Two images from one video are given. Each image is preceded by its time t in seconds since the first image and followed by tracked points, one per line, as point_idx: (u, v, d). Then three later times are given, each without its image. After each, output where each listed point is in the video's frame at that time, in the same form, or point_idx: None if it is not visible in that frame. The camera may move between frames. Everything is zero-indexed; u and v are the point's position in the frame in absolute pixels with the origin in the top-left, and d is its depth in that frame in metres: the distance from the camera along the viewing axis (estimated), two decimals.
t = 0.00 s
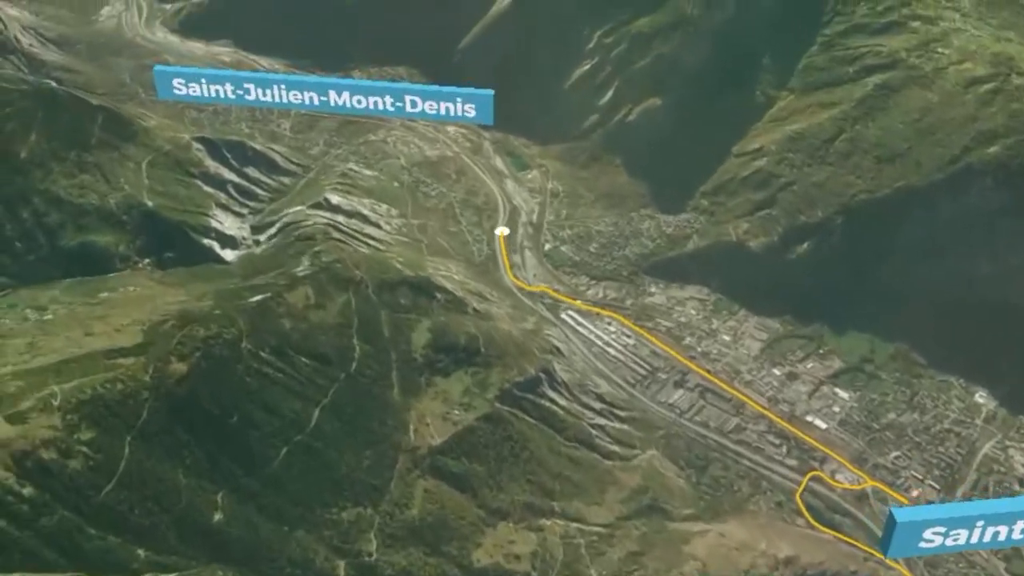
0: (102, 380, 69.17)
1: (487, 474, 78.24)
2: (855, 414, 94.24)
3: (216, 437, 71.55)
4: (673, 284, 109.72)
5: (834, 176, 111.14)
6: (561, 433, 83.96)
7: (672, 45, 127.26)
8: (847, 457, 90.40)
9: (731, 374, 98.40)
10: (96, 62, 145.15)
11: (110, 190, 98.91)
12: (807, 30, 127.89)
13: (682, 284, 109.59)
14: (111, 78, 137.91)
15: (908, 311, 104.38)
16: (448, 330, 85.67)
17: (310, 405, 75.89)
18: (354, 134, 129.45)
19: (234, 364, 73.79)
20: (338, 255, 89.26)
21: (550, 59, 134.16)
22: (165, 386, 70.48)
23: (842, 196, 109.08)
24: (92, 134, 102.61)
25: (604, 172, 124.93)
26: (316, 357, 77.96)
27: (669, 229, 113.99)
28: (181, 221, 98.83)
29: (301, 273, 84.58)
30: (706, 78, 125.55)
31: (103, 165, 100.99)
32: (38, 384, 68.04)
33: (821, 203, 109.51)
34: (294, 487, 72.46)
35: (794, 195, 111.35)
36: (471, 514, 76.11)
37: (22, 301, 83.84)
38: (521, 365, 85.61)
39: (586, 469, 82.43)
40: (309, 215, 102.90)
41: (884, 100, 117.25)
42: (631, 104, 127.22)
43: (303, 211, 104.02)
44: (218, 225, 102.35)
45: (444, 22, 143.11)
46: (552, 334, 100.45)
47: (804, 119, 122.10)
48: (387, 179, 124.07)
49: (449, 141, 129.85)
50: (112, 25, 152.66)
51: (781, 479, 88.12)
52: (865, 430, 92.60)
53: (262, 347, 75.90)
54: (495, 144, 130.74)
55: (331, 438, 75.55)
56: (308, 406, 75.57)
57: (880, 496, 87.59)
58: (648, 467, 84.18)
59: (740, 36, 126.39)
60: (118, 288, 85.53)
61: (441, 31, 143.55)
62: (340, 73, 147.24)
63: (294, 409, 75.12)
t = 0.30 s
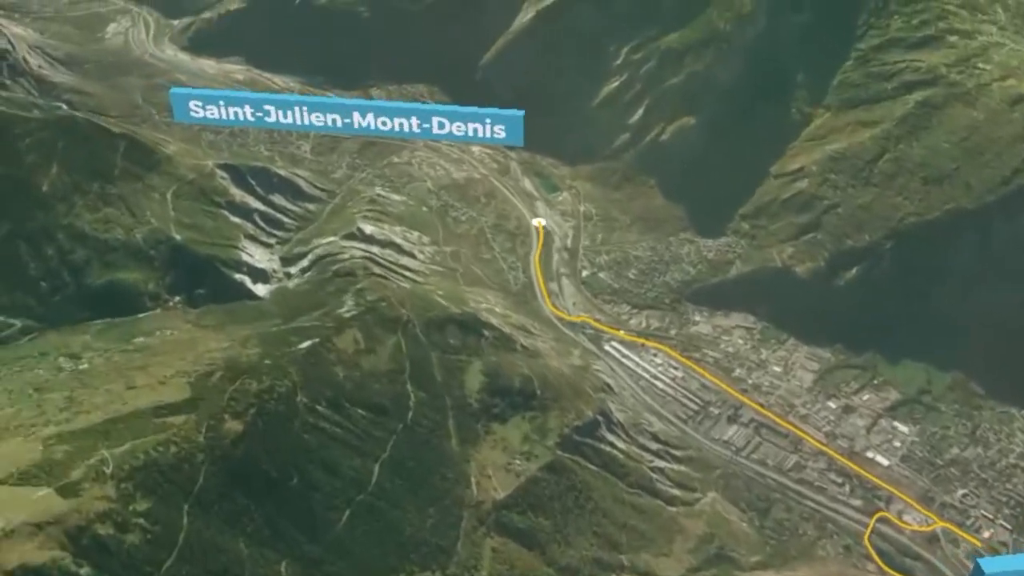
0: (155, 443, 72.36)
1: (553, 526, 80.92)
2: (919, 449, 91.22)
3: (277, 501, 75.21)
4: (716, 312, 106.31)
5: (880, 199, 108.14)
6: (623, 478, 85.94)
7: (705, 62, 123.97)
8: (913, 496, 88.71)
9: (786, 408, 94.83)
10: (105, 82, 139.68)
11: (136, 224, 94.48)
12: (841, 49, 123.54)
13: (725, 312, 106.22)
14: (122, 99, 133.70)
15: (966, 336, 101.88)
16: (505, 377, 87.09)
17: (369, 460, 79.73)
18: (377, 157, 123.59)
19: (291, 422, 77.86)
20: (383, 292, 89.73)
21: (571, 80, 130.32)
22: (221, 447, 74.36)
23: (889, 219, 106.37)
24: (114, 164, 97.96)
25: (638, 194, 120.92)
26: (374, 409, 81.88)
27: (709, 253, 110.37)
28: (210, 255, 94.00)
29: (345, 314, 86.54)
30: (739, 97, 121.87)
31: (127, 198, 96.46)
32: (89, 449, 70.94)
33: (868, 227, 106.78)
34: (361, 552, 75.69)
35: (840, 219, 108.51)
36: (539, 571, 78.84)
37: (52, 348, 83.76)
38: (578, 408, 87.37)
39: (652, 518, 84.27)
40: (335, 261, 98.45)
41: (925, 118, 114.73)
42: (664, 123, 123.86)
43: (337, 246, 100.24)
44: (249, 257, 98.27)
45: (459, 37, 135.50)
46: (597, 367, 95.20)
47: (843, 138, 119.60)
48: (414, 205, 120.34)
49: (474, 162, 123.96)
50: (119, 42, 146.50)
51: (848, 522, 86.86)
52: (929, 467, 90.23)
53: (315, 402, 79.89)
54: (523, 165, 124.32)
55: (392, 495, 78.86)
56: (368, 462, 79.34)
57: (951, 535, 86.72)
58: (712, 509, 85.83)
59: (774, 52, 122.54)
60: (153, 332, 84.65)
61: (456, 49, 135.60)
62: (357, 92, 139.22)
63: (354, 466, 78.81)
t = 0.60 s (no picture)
0: (208, 498, 62.23)
1: None
2: (973, 476, 90.43)
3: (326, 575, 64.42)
4: (756, 334, 103.41)
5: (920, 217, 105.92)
6: (681, 518, 79.68)
7: (735, 75, 121.35)
8: (971, 527, 87.27)
9: (834, 435, 92.64)
10: (115, 99, 135.32)
11: (162, 252, 91.51)
12: (866, 61, 121.94)
13: (766, 334, 103.34)
14: (134, 117, 130.03)
15: (1010, 357, 99.24)
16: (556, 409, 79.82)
17: (426, 507, 70.46)
18: (397, 174, 121.36)
19: (346, 471, 67.75)
20: (425, 323, 82.11)
21: (596, 92, 127.44)
22: (280, 501, 64.16)
23: (931, 238, 103.99)
24: (137, 189, 94.84)
25: (668, 213, 118.65)
26: (428, 453, 72.43)
27: (746, 273, 108.20)
28: (239, 283, 91.54)
29: (390, 348, 78.01)
30: (769, 110, 119.10)
31: (153, 225, 93.32)
32: (139, 506, 60.79)
33: (910, 246, 104.37)
34: None
35: (880, 237, 106.06)
36: None
37: (84, 388, 75.25)
38: (630, 443, 80.28)
39: (712, 557, 78.14)
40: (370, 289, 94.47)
41: (963, 132, 112.70)
42: (693, 137, 121.21)
43: (371, 272, 97.00)
44: (280, 285, 95.73)
45: (472, 49, 135.86)
46: (640, 396, 93.21)
47: (877, 153, 116.48)
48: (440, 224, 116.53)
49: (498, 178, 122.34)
50: (127, 57, 145.71)
51: (909, 554, 84.84)
52: (986, 494, 89.26)
53: (372, 447, 69.94)
54: (547, 181, 122.69)
55: (452, 544, 69.74)
56: (426, 510, 70.10)
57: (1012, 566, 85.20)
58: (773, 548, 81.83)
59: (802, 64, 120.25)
60: (190, 371, 77.70)
61: (468, 59, 136.45)
62: (373, 108, 138.70)
63: (412, 515, 69.43)
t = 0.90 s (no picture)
0: (291, 567, 59.03)
1: None
2: None
3: None
4: (812, 360, 101.07)
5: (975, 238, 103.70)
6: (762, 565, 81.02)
7: (775, 91, 116.96)
8: None
9: (902, 468, 90.61)
10: (131, 119, 130.90)
11: (203, 288, 87.62)
12: (908, 76, 117.29)
13: (822, 361, 101.01)
14: (154, 139, 125.70)
15: None
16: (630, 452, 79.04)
17: (513, 566, 68.98)
18: (429, 197, 118.15)
19: (432, 532, 65.44)
20: (487, 363, 80.31)
21: (630, 109, 124.06)
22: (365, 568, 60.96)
23: (988, 260, 101.20)
24: (172, 222, 90.85)
25: (710, 234, 115.58)
26: (511, 506, 71.19)
27: (796, 296, 105.24)
28: (284, 320, 87.58)
29: (458, 394, 76.06)
30: (811, 127, 114.79)
31: (192, 260, 89.51)
32: None
33: (967, 267, 101.82)
34: None
35: (935, 259, 104.24)
36: None
37: (136, 442, 71.57)
38: (709, 486, 79.75)
39: None
40: (422, 323, 91.27)
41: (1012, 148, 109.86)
42: (733, 156, 117.39)
43: (419, 305, 93.74)
44: (325, 319, 92.28)
45: (494, 62, 129.79)
46: (703, 433, 90.98)
47: (924, 171, 112.96)
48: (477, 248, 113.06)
49: (534, 200, 119.58)
50: (140, 76, 141.24)
51: None
52: None
53: (455, 505, 67.96)
54: (583, 202, 120.02)
55: None
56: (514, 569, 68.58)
57: None
58: None
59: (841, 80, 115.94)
60: (246, 419, 73.65)
61: (490, 73, 130.69)
62: (397, 126, 133.92)
63: None
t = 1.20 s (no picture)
0: None
1: None
2: None
3: None
4: (862, 381, 99.11)
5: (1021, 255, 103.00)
6: None
7: (812, 104, 112.94)
8: None
9: (962, 492, 90.46)
10: (148, 137, 124.47)
11: (244, 318, 84.85)
12: (938, 88, 112.83)
13: (871, 382, 99.05)
14: (174, 158, 121.08)
15: None
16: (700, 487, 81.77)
17: None
18: (460, 215, 113.90)
19: None
20: (547, 396, 83.28)
21: (659, 124, 118.57)
22: None
23: None
24: (208, 247, 87.60)
25: (747, 251, 112.45)
26: (591, 550, 74.74)
27: (841, 314, 103.17)
28: (329, 351, 85.00)
29: (521, 429, 79.72)
30: (848, 140, 110.82)
31: (230, 287, 86.42)
32: None
33: (1016, 284, 101.41)
34: None
35: (984, 275, 102.81)
36: None
37: (191, 483, 73.59)
38: (779, 521, 82.75)
39: None
40: (472, 352, 88.97)
41: None
42: (769, 169, 113.62)
43: (465, 332, 91.31)
44: (366, 346, 88.94)
45: (520, 73, 123.17)
46: (762, 460, 90.71)
47: (964, 184, 108.67)
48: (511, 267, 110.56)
49: (564, 218, 114.54)
50: (153, 92, 131.87)
51: None
52: None
53: (536, 550, 72.05)
54: (615, 218, 115.13)
55: None
56: None
57: None
58: None
59: (876, 90, 111.77)
60: (303, 458, 75.67)
61: (516, 84, 123.89)
62: (422, 141, 124.40)
63: None
